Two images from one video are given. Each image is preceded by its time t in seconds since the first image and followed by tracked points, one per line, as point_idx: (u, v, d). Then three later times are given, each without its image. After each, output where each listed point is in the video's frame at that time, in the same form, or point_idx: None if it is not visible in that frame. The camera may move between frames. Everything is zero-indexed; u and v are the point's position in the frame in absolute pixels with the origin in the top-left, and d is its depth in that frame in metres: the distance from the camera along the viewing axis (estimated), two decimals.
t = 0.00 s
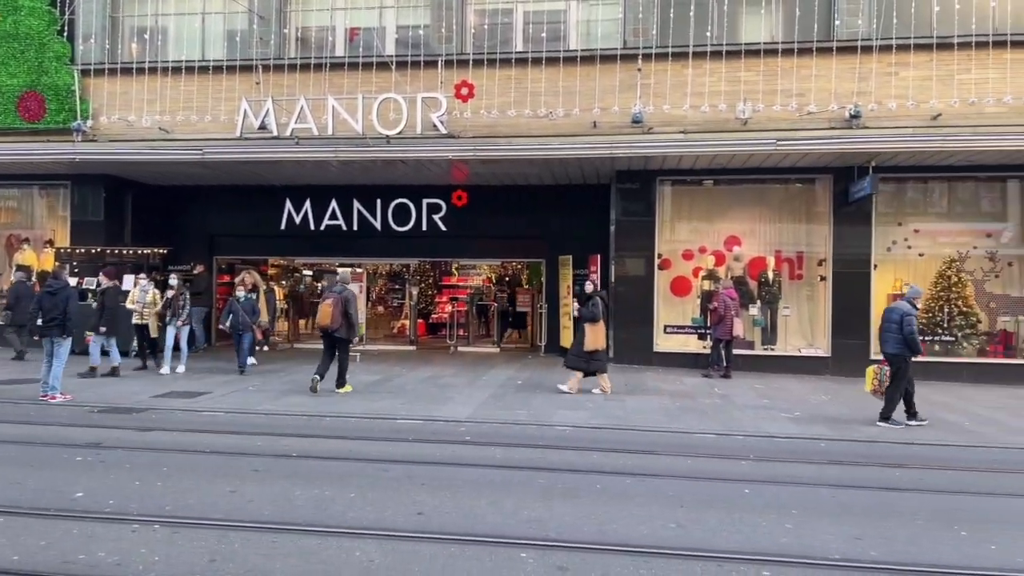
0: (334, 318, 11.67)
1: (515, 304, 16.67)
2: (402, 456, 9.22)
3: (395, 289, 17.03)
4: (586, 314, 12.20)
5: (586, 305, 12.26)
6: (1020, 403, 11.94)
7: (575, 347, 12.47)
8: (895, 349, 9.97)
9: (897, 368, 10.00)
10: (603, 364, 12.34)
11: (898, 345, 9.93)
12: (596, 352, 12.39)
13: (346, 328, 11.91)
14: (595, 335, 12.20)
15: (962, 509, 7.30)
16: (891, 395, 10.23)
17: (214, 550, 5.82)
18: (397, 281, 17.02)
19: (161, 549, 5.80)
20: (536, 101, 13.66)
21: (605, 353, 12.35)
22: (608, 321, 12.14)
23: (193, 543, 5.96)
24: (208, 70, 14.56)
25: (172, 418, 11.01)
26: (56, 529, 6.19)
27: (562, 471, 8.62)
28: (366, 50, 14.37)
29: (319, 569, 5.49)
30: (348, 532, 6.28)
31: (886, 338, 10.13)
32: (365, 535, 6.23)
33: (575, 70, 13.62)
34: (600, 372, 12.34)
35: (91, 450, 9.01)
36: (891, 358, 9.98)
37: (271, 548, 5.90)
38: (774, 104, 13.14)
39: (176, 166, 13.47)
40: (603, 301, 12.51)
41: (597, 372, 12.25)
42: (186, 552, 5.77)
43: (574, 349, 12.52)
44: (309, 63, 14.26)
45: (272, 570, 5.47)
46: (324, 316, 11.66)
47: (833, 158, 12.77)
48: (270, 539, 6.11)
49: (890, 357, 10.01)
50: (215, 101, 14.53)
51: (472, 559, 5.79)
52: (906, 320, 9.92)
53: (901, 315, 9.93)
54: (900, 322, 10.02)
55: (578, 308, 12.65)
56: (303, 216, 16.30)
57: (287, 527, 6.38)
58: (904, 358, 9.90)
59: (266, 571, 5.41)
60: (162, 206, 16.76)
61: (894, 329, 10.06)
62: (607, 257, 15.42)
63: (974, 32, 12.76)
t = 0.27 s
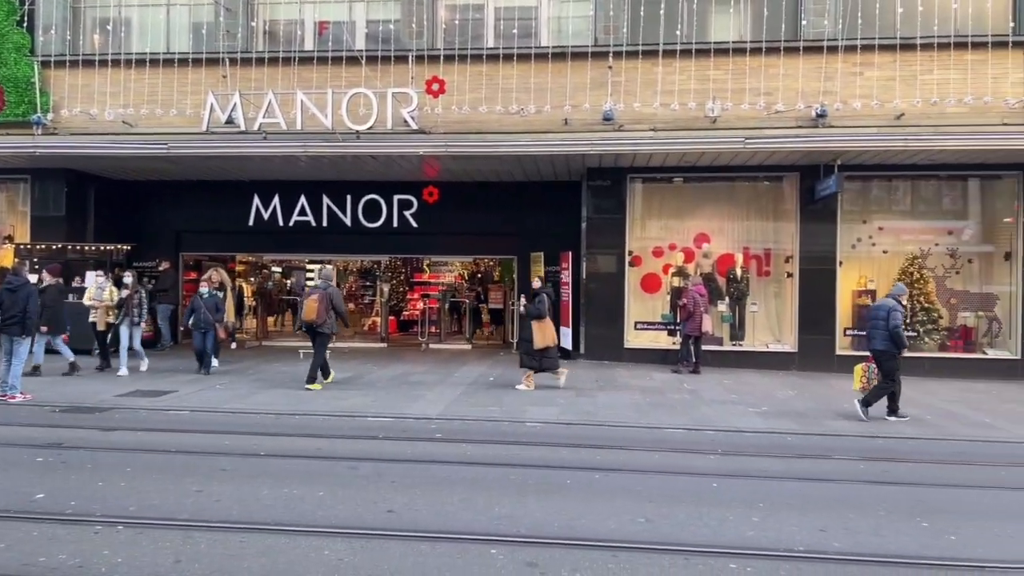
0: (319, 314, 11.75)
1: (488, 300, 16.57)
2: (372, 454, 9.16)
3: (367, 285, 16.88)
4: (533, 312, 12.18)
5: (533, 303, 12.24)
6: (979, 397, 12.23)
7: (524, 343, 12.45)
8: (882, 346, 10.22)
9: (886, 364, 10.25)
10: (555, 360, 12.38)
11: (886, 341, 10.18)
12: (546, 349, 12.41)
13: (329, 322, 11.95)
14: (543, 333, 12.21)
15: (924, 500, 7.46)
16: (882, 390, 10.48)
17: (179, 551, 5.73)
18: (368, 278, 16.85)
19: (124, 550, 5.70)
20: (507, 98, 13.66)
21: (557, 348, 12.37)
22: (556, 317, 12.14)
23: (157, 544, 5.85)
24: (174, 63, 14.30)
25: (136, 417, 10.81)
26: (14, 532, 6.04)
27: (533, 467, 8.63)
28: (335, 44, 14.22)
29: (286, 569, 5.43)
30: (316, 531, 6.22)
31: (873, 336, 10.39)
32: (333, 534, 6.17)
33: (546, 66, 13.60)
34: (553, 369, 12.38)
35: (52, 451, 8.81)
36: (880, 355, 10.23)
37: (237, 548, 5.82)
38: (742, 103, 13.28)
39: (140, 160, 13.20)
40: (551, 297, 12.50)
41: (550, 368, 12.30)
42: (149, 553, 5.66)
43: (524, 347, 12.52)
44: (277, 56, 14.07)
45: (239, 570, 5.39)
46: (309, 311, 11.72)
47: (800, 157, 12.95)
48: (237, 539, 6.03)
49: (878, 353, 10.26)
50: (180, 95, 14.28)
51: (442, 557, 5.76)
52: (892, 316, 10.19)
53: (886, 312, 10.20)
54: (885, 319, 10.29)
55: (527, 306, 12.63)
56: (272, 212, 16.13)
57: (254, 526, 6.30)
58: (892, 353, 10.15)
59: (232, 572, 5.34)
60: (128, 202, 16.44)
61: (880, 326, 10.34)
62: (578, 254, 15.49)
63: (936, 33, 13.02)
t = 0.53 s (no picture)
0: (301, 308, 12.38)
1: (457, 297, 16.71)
2: (340, 452, 9.08)
3: (336, 281, 16.84)
4: (479, 307, 12.18)
5: (479, 297, 12.24)
6: (937, 390, 12.54)
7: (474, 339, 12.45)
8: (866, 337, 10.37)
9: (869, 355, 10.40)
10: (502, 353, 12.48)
11: (869, 333, 10.33)
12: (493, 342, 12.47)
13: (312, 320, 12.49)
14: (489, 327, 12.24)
15: (886, 491, 7.62)
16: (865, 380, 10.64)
17: (140, 551, 5.62)
18: (337, 274, 16.81)
19: (82, 551, 5.57)
20: (477, 93, 13.63)
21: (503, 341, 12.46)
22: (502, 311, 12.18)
23: (117, 545, 5.74)
24: (135, 53, 13.99)
25: (96, 416, 10.58)
26: None
27: (503, 463, 8.63)
28: (302, 37, 14.02)
29: (250, 568, 5.36)
30: (281, 529, 6.15)
31: (856, 328, 10.53)
32: (298, 532, 6.11)
33: (516, 62, 13.62)
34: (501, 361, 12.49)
35: (8, 450, 8.58)
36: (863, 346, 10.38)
37: (200, 548, 5.73)
38: (710, 101, 13.42)
39: (99, 153, 12.90)
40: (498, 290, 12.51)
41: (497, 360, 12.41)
42: (109, 554, 5.55)
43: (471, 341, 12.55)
44: (243, 49, 13.85)
45: (203, 570, 5.30)
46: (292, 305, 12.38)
47: (766, 155, 13.12)
48: (200, 538, 5.93)
49: (862, 345, 10.41)
50: (142, 86, 13.99)
51: (411, 554, 5.73)
52: (875, 308, 10.34)
53: (869, 304, 10.35)
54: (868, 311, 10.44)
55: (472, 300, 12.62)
56: (237, 206, 15.90)
57: (217, 525, 6.21)
58: (876, 344, 10.31)
59: (194, 572, 5.25)
60: (89, 195, 16.07)
61: (863, 319, 10.49)
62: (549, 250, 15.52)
63: (897, 34, 13.29)
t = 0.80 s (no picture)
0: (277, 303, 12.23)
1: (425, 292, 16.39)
2: (304, 448, 8.97)
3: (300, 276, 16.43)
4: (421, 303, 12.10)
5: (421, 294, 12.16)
6: (893, 384, 12.85)
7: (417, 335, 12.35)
8: (848, 337, 10.65)
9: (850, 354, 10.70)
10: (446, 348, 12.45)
11: (850, 333, 10.61)
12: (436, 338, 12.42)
13: (287, 314, 12.42)
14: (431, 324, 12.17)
15: (844, 482, 7.78)
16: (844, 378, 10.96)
17: (95, 551, 5.50)
18: (301, 269, 16.44)
19: (35, 552, 5.43)
20: (444, 87, 13.58)
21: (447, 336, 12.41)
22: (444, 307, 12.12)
23: (72, 545, 5.61)
24: (92, 42, 13.65)
25: (51, 414, 10.31)
26: None
27: (469, 459, 8.61)
28: (266, 28, 13.78)
29: (210, 566, 5.27)
30: (242, 528, 6.06)
31: (838, 328, 10.79)
32: (259, 530, 6.03)
33: (483, 57, 13.62)
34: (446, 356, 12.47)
35: None
36: (845, 345, 10.67)
37: (158, 547, 5.62)
38: (675, 99, 13.55)
39: (54, 144, 12.55)
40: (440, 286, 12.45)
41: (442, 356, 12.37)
42: (63, 554, 5.42)
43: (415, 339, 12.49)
44: (204, 39, 13.59)
45: (162, 571, 5.20)
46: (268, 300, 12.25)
47: (729, 152, 13.30)
48: (158, 537, 5.82)
49: (843, 345, 10.71)
50: (100, 76, 13.66)
51: (375, 551, 5.68)
52: (857, 310, 10.61)
53: (852, 306, 10.62)
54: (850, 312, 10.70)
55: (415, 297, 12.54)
56: (198, 199, 15.61)
57: (177, 524, 6.10)
58: (857, 344, 10.60)
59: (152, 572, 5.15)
60: (44, 187, 15.61)
61: (845, 319, 10.75)
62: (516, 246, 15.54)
63: (857, 35, 13.57)
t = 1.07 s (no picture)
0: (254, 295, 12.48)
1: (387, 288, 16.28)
2: (264, 447, 8.83)
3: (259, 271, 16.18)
4: (358, 297, 12.14)
5: (359, 288, 12.24)
6: (848, 378, 13.14)
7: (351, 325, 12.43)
8: (826, 331, 10.78)
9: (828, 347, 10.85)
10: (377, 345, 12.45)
11: (828, 327, 10.75)
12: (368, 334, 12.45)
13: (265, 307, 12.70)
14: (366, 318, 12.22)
15: (804, 474, 7.92)
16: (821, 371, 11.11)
17: (45, 554, 5.33)
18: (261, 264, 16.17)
19: None
20: (407, 81, 13.48)
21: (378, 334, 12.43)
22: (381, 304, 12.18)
23: (20, 548, 5.43)
24: (42, 29, 13.23)
25: None
26: None
27: (433, 455, 8.56)
28: (225, 18, 13.49)
29: (165, 568, 5.15)
30: (200, 528, 5.94)
31: (815, 322, 10.90)
32: (217, 530, 5.91)
33: (446, 51, 13.55)
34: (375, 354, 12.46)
35: None
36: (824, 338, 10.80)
37: (112, 549, 5.47)
38: (638, 97, 13.67)
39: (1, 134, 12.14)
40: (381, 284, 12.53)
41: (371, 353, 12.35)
42: (11, 558, 5.24)
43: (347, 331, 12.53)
44: (161, 28, 13.28)
45: (114, 574, 5.05)
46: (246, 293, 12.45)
47: (691, 150, 13.45)
48: (112, 539, 5.67)
49: (822, 338, 10.83)
50: (50, 65, 13.26)
51: (336, 549, 5.59)
52: (835, 304, 10.76)
53: (831, 300, 10.74)
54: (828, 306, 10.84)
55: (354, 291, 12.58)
56: (154, 193, 15.23)
57: (131, 525, 5.95)
58: (835, 338, 10.76)
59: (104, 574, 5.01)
60: None
61: (823, 313, 10.87)
62: (481, 242, 15.50)
63: (815, 36, 13.85)
